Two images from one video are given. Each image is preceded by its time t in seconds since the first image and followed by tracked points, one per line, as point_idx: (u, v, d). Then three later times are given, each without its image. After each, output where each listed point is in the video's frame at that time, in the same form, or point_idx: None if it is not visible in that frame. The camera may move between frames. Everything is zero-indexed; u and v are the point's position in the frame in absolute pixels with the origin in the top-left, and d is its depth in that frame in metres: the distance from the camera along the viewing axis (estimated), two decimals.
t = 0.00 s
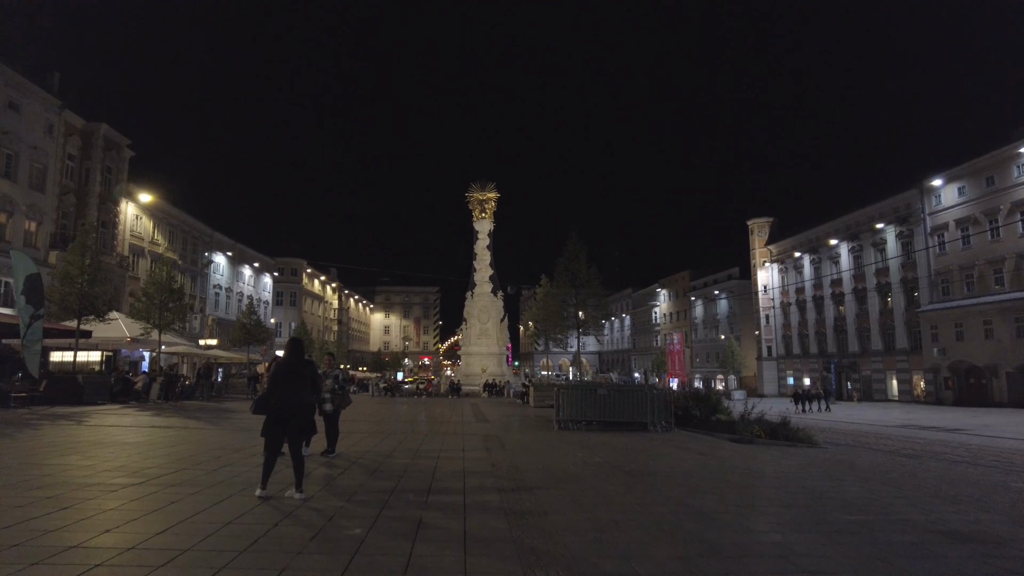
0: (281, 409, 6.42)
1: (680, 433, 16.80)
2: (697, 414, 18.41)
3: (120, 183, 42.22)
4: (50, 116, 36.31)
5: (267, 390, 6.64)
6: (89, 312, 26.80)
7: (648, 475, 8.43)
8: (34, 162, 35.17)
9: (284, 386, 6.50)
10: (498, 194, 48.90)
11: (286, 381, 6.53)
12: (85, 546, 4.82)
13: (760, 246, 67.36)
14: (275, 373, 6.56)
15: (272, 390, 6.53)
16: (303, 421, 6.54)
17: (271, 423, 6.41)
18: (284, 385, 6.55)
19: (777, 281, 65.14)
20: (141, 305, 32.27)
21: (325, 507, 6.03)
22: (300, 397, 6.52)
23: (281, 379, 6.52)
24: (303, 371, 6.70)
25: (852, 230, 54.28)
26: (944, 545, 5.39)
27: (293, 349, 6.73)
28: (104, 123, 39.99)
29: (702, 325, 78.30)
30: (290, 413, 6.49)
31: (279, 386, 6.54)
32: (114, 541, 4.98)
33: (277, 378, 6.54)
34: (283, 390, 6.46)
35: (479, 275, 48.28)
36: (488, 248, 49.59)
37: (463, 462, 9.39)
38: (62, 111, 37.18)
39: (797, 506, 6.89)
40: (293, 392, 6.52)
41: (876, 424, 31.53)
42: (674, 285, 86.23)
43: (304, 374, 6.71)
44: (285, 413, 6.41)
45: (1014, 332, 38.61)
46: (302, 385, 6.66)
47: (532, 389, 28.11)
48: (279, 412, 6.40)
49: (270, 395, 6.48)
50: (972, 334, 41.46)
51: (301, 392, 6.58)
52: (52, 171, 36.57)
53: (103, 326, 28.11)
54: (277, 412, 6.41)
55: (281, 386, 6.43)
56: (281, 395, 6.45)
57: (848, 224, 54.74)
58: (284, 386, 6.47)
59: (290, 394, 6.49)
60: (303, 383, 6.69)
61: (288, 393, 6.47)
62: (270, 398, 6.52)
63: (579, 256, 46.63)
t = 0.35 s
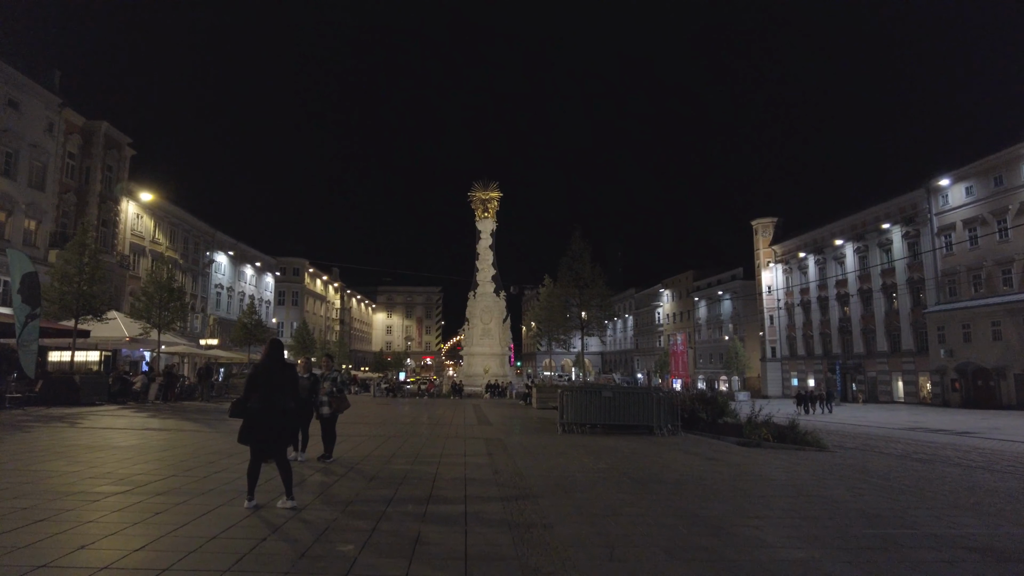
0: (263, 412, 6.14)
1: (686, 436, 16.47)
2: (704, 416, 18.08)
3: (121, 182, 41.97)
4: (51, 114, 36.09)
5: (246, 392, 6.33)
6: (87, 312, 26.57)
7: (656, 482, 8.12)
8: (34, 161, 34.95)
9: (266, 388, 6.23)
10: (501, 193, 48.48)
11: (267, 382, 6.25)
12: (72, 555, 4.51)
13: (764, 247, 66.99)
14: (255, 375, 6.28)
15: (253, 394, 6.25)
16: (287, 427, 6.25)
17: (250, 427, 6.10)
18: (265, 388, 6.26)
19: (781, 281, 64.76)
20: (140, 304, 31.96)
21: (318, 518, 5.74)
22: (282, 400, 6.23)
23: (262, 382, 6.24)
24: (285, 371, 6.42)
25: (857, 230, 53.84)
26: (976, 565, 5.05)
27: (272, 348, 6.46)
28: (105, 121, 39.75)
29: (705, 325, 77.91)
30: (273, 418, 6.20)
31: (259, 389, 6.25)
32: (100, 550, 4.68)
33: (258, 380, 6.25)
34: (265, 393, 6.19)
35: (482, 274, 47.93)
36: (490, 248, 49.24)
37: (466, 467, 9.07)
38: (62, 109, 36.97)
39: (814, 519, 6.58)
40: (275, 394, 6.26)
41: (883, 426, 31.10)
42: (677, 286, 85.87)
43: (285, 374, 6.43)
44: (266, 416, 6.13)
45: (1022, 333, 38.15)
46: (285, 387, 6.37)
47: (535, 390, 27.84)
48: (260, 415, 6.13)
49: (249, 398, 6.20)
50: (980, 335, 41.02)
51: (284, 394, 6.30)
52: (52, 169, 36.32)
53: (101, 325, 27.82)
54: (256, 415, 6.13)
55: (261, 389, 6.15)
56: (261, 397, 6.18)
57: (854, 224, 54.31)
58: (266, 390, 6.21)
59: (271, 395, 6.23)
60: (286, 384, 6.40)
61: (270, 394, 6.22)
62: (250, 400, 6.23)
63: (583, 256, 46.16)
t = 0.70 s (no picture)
0: (237, 410, 5.96)
1: (689, 438, 16.13)
2: (706, 417, 17.74)
3: (118, 182, 41.65)
4: (46, 113, 35.77)
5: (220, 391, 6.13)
6: (80, 312, 26.27)
7: (658, 485, 7.84)
8: (29, 160, 34.63)
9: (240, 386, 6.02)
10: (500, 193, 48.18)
11: (240, 379, 6.05)
12: (41, 564, 4.24)
13: (765, 246, 66.67)
14: (227, 372, 6.07)
15: (227, 392, 6.04)
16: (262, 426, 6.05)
17: (224, 427, 5.91)
18: (239, 386, 6.05)
19: (782, 281, 64.42)
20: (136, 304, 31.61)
21: (302, 523, 5.47)
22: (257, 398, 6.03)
23: (236, 380, 6.04)
24: (258, 365, 6.22)
25: (859, 230, 53.54)
26: (1005, 574, 4.70)
27: (245, 343, 6.25)
28: (102, 121, 39.43)
29: (706, 326, 77.55)
30: (248, 417, 6.00)
31: (233, 387, 6.04)
32: (72, 558, 4.41)
33: (231, 378, 6.06)
34: (239, 391, 5.99)
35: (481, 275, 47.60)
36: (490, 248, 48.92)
37: (460, 470, 8.77)
38: (58, 108, 36.65)
39: (823, 524, 6.28)
40: (250, 390, 6.06)
41: (888, 427, 30.69)
42: (678, 286, 85.54)
43: (261, 371, 6.23)
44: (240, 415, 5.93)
45: None
46: (260, 384, 6.16)
47: (535, 391, 27.50)
48: (234, 414, 5.94)
49: (222, 396, 6.00)
50: (984, 335, 40.68)
51: (259, 392, 6.11)
52: (48, 168, 36.00)
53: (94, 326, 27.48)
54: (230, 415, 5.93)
55: (235, 386, 5.95)
56: (234, 395, 5.97)
57: (855, 224, 54.01)
58: (239, 388, 6.00)
59: (246, 392, 6.03)
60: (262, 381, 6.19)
61: (243, 391, 6.01)
62: (224, 399, 6.02)
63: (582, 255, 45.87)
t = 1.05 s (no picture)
0: (221, 416, 5.60)
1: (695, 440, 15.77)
2: (713, 419, 17.37)
3: (117, 182, 41.36)
4: (44, 113, 35.49)
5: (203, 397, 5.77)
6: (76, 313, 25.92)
7: (667, 494, 7.49)
8: (27, 160, 34.35)
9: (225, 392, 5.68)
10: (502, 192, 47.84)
11: (225, 382, 5.71)
12: None
13: (768, 246, 66.24)
14: (210, 376, 5.72)
15: (211, 398, 5.69)
16: (247, 434, 5.69)
17: (207, 434, 5.55)
18: (223, 391, 5.70)
19: (786, 281, 63.97)
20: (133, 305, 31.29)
21: (288, 537, 5.11)
22: (241, 405, 5.68)
23: (219, 385, 5.69)
24: (244, 369, 5.88)
25: (863, 229, 53.09)
26: None
27: (230, 346, 5.92)
28: (100, 121, 39.15)
29: (710, 326, 77.10)
30: (232, 424, 5.65)
31: (217, 393, 5.69)
32: None
33: (215, 384, 5.70)
34: (223, 397, 5.65)
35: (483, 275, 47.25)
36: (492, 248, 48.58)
37: (460, 476, 8.43)
38: (56, 108, 36.36)
39: (846, 536, 5.93)
40: (235, 393, 5.71)
41: (895, 428, 30.25)
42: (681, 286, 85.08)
43: (246, 376, 5.89)
44: (223, 423, 5.58)
45: None
46: (245, 390, 5.82)
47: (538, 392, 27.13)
48: (218, 420, 5.57)
49: (205, 402, 5.66)
50: (991, 335, 40.20)
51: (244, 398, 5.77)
52: (46, 169, 35.72)
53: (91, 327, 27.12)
54: (213, 422, 5.58)
55: (218, 392, 5.61)
56: (217, 399, 5.62)
57: (860, 223, 53.54)
58: (223, 394, 5.66)
59: (230, 398, 5.69)
60: (247, 387, 5.85)
61: (228, 395, 5.68)
62: (207, 405, 5.67)
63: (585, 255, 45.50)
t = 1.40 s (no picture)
0: (209, 414, 5.27)
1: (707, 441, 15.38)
2: (725, 419, 16.97)
3: (123, 181, 41.25)
4: (49, 112, 35.38)
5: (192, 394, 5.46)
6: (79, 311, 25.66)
7: (682, 498, 7.12)
8: (32, 158, 34.23)
9: (216, 388, 5.36)
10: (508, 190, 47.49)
11: (215, 378, 5.40)
12: None
13: (777, 245, 65.66)
14: (200, 372, 5.40)
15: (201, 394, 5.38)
16: (237, 433, 5.36)
17: (194, 432, 5.23)
18: (214, 388, 5.39)
19: (795, 280, 63.37)
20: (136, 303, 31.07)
21: (279, 546, 4.77)
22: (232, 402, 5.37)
23: (210, 381, 5.38)
24: (236, 364, 5.57)
25: (874, 227, 52.48)
26: None
27: (221, 339, 5.60)
28: (106, 119, 39.03)
29: (718, 326, 76.52)
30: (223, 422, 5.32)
31: (208, 388, 5.38)
32: None
33: (204, 379, 5.39)
34: (213, 394, 5.33)
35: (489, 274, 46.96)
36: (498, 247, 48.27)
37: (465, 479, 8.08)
38: (61, 106, 36.25)
39: (876, 547, 5.53)
40: (225, 391, 5.39)
41: (908, 429, 29.72)
42: (689, 286, 84.54)
43: (239, 371, 5.57)
44: (213, 420, 5.25)
45: None
46: (237, 387, 5.50)
47: (544, 393, 26.78)
48: (206, 418, 5.26)
49: (194, 399, 5.35)
50: (1006, 334, 39.49)
51: (236, 394, 5.45)
52: (51, 167, 35.59)
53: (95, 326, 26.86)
54: (201, 420, 5.26)
55: (208, 387, 5.30)
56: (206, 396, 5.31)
57: (870, 221, 52.92)
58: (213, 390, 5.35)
59: (220, 394, 5.37)
60: (239, 383, 5.53)
61: (217, 393, 5.35)
62: (196, 401, 5.36)
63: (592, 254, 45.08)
